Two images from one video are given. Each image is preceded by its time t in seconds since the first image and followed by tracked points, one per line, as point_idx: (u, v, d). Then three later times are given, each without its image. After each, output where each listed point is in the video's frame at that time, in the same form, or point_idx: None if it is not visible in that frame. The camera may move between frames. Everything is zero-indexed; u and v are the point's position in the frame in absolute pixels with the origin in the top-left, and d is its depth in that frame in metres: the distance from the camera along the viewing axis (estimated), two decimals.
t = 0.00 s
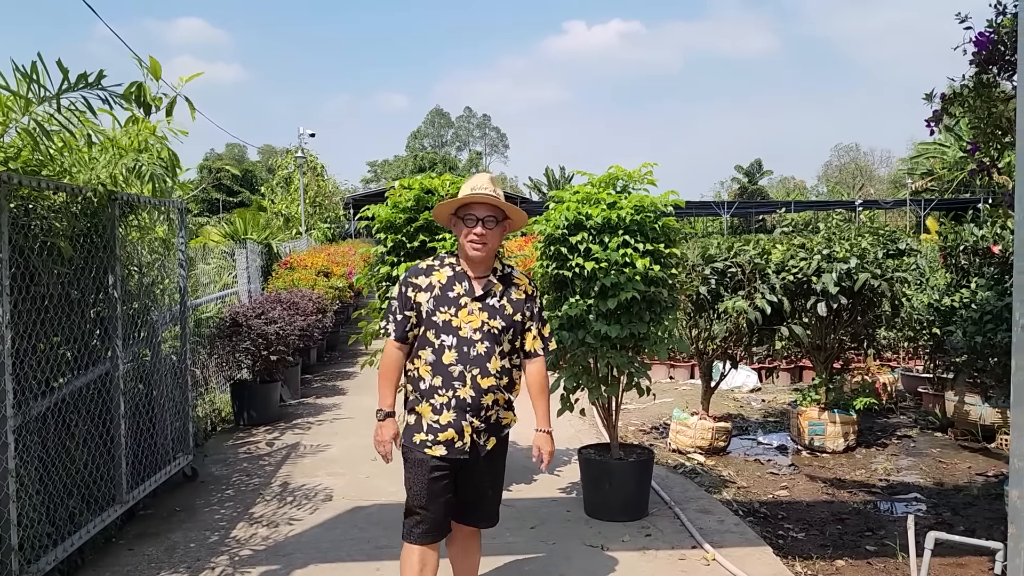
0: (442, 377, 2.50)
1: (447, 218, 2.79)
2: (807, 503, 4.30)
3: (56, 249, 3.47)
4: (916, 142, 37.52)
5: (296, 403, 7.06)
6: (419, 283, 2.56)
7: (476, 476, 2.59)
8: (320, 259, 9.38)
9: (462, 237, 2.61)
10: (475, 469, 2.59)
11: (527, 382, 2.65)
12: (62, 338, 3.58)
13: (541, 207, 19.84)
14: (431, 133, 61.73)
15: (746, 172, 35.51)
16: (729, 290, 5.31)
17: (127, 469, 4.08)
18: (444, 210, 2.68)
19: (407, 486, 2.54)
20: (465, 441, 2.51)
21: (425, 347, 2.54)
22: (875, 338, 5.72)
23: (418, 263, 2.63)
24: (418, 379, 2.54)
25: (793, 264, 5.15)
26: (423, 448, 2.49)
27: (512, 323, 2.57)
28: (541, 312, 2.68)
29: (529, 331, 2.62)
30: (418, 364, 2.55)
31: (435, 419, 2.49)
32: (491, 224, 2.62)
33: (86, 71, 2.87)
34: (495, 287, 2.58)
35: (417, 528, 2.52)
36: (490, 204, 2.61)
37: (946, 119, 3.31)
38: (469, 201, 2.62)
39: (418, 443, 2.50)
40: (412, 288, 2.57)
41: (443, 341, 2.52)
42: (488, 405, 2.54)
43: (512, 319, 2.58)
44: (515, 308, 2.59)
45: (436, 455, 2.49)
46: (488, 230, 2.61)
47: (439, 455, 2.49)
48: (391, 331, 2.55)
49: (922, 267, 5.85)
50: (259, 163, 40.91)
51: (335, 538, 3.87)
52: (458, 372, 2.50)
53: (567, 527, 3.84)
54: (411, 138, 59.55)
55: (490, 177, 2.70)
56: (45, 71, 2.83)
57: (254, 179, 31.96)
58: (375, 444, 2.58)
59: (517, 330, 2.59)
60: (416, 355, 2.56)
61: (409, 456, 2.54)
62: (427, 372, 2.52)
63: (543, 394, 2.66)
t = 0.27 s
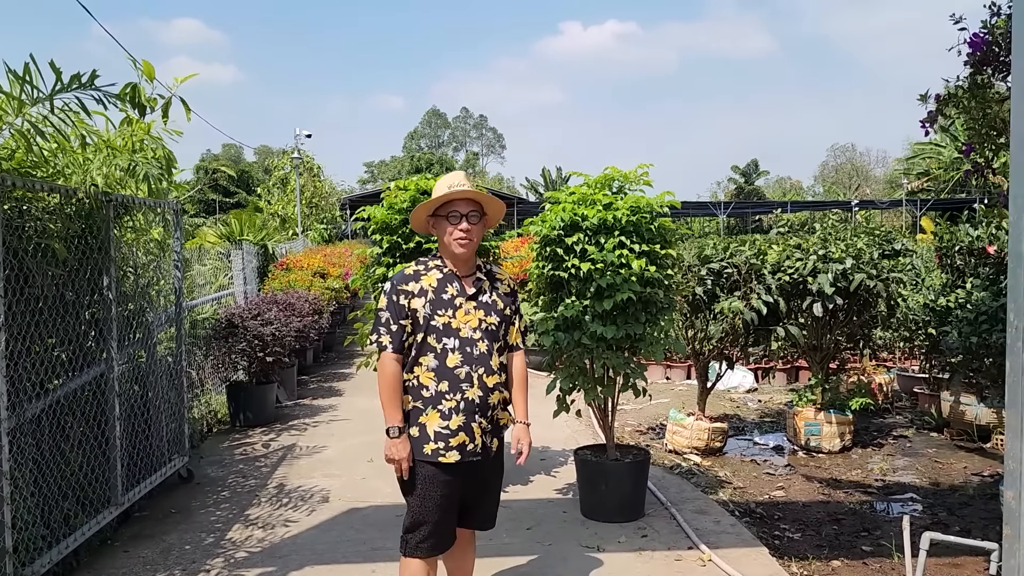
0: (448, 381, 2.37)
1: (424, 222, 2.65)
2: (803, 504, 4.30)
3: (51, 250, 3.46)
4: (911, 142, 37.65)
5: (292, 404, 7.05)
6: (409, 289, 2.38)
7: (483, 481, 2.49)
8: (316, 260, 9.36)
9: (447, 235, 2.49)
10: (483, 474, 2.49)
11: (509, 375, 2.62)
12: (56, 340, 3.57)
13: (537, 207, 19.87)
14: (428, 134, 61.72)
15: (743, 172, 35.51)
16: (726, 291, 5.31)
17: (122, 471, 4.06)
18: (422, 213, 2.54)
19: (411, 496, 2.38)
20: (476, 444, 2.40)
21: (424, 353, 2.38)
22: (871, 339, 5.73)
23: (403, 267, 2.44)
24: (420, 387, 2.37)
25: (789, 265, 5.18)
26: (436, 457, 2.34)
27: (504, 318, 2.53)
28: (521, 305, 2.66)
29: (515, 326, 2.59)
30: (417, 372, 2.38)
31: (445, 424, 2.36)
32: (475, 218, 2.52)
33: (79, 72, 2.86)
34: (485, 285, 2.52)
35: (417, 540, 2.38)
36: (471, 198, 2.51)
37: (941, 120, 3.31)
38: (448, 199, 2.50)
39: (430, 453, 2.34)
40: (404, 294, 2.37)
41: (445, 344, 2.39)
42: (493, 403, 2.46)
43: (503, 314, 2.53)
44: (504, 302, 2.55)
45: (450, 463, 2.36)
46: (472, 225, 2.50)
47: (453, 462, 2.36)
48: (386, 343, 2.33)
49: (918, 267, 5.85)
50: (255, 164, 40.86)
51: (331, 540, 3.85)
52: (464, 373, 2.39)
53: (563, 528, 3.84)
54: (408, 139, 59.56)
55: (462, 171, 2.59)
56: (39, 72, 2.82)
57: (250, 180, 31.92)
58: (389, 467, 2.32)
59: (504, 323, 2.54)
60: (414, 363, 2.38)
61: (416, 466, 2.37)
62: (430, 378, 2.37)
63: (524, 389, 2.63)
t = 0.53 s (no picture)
0: (443, 381, 2.35)
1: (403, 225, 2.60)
2: (801, 502, 4.31)
3: (47, 249, 3.45)
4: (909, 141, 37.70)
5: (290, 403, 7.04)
6: (397, 291, 2.34)
7: (481, 482, 2.46)
8: (314, 259, 9.35)
9: (431, 235, 2.47)
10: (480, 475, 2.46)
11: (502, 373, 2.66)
12: (53, 339, 3.56)
13: (535, 206, 19.86)
14: (425, 133, 61.66)
15: (741, 171, 35.52)
16: (723, 289, 5.31)
17: (119, 470, 4.05)
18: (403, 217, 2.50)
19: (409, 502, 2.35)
20: (475, 444, 2.38)
21: (418, 355, 2.35)
22: (869, 337, 5.73)
23: (390, 269, 2.40)
24: (414, 390, 2.34)
25: (786, 263, 5.19)
26: (435, 459, 2.32)
27: (495, 314, 2.52)
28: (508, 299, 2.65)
29: (503, 321, 2.57)
30: (412, 375, 2.35)
31: (442, 426, 2.34)
32: (456, 215, 2.50)
33: (76, 71, 2.84)
34: (474, 281, 2.49)
35: (415, 545, 2.36)
36: (450, 195, 2.48)
37: (939, 118, 3.31)
38: (428, 198, 2.47)
39: (429, 456, 2.32)
40: (392, 297, 2.33)
41: (438, 345, 2.36)
42: (490, 402, 2.45)
43: (493, 309, 2.52)
44: (494, 298, 2.54)
45: (449, 465, 2.34)
46: (454, 222, 2.49)
47: (453, 463, 2.34)
48: (377, 348, 2.29)
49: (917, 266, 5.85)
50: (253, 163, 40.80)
51: (329, 539, 3.85)
52: (460, 373, 2.36)
53: (561, 527, 3.84)
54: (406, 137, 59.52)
55: (436, 168, 2.56)
56: (35, 71, 2.81)
57: (247, 179, 31.87)
58: (396, 473, 2.26)
59: (494, 319, 2.53)
60: (407, 366, 2.35)
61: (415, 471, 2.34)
62: (425, 380, 2.34)
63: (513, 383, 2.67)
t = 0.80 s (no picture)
0: (438, 381, 2.31)
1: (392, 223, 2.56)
2: (800, 501, 4.29)
3: (42, 246, 3.42)
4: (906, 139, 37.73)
5: (287, 402, 7.01)
6: (388, 290, 2.32)
7: (476, 484, 2.43)
8: (312, 256, 9.31)
9: (423, 232, 2.43)
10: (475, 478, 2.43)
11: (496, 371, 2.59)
12: (48, 337, 3.53)
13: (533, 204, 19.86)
14: (423, 131, 61.58)
15: (739, 169, 35.51)
16: (722, 287, 5.29)
17: (115, 468, 4.03)
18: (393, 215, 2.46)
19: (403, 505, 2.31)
20: (471, 446, 2.35)
21: (411, 355, 2.32)
22: (868, 335, 5.72)
23: (380, 269, 2.38)
24: (408, 392, 2.30)
25: (785, 261, 5.17)
26: (432, 462, 2.28)
27: (487, 312, 2.50)
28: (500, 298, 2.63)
29: (497, 320, 2.55)
30: (405, 377, 2.31)
31: (437, 428, 2.29)
32: (448, 212, 2.47)
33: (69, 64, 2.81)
34: (466, 279, 2.48)
35: (410, 548, 2.32)
36: (442, 191, 2.45)
37: (940, 114, 3.29)
38: (419, 195, 2.44)
39: (425, 459, 2.28)
40: (383, 297, 2.30)
41: (431, 344, 2.32)
42: (485, 402, 2.42)
43: (486, 308, 2.49)
44: (486, 296, 2.52)
45: (444, 468, 2.29)
46: (447, 219, 2.45)
47: (449, 466, 2.29)
48: (367, 349, 2.26)
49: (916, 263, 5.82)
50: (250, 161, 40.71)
51: (326, 538, 3.82)
52: (455, 372, 2.33)
53: (560, 526, 3.82)
54: (403, 135, 59.45)
55: (426, 165, 2.53)
56: (28, 65, 2.78)
57: (245, 177, 31.80)
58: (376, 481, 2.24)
59: (487, 318, 2.51)
60: (400, 367, 2.31)
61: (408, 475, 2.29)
62: (418, 381, 2.31)
63: (512, 382, 2.62)
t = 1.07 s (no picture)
0: (432, 384, 2.26)
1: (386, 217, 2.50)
2: (801, 500, 4.26)
3: (35, 243, 3.37)
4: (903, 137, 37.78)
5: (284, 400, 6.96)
6: (379, 288, 2.26)
7: (474, 491, 2.39)
8: (309, 254, 9.25)
9: (420, 228, 2.38)
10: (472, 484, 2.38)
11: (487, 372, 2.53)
12: (41, 335, 3.49)
13: (531, 202, 19.85)
14: (421, 129, 61.49)
15: (737, 168, 35.51)
16: (723, 285, 5.24)
17: (109, 468, 3.98)
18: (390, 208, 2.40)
19: (398, 511, 2.26)
20: (465, 450, 2.31)
21: (403, 356, 2.26)
22: (868, 333, 5.68)
23: (371, 265, 2.31)
24: (400, 395, 2.25)
25: (786, 259, 5.13)
26: (426, 468, 2.23)
27: (479, 312, 2.45)
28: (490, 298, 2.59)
29: (489, 320, 2.51)
30: (398, 379, 2.25)
31: (432, 432, 2.25)
32: (447, 209, 2.42)
33: (62, 58, 2.76)
34: (458, 278, 2.43)
35: (406, 554, 2.27)
36: (441, 187, 2.40)
37: (944, 110, 3.25)
38: (419, 189, 2.39)
39: (419, 464, 2.23)
40: (373, 294, 2.24)
41: (425, 345, 2.27)
42: (478, 405, 2.38)
43: (478, 308, 2.45)
44: (477, 295, 2.47)
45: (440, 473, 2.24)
46: (446, 216, 2.40)
47: (444, 472, 2.25)
48: (356, 347, 2.20)
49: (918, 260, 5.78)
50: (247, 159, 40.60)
51: (323, 539, 3.78)
52: (449, 375, 2.28)
53: (559, 526, 3.78)
54: (401, 134, 59.35)
55: (427, 160, 2.48)
56: (20, 58, 2.72)
57: (242, 175, 31.71)
58: (351, 485, 2.20)
59: (479, 319, 2.46)
60: (391, 369, 2.26)
61: (401, 480, 2.25)
62: (412, 384, 2.25)
63: (501, 384, 2.55)
